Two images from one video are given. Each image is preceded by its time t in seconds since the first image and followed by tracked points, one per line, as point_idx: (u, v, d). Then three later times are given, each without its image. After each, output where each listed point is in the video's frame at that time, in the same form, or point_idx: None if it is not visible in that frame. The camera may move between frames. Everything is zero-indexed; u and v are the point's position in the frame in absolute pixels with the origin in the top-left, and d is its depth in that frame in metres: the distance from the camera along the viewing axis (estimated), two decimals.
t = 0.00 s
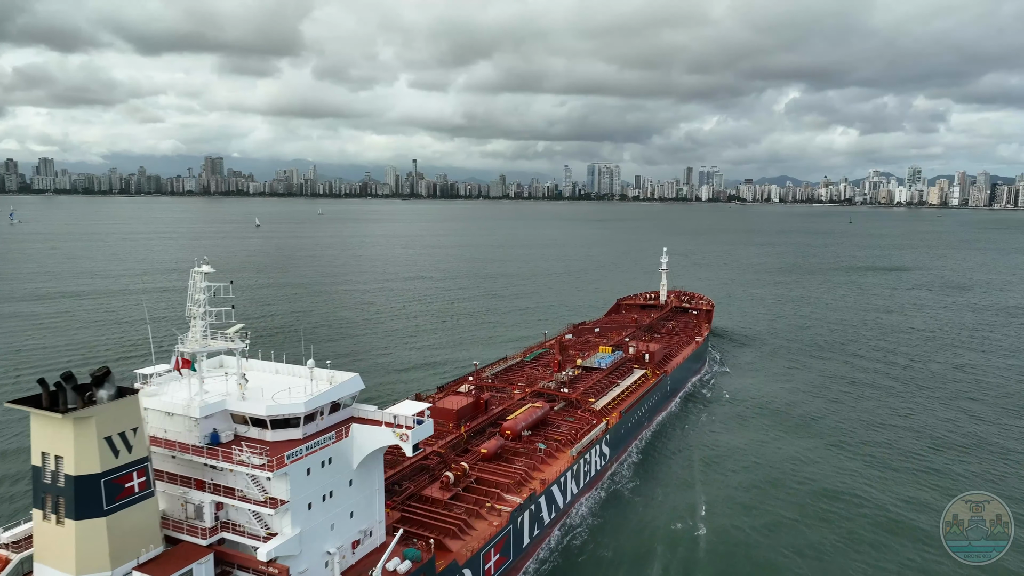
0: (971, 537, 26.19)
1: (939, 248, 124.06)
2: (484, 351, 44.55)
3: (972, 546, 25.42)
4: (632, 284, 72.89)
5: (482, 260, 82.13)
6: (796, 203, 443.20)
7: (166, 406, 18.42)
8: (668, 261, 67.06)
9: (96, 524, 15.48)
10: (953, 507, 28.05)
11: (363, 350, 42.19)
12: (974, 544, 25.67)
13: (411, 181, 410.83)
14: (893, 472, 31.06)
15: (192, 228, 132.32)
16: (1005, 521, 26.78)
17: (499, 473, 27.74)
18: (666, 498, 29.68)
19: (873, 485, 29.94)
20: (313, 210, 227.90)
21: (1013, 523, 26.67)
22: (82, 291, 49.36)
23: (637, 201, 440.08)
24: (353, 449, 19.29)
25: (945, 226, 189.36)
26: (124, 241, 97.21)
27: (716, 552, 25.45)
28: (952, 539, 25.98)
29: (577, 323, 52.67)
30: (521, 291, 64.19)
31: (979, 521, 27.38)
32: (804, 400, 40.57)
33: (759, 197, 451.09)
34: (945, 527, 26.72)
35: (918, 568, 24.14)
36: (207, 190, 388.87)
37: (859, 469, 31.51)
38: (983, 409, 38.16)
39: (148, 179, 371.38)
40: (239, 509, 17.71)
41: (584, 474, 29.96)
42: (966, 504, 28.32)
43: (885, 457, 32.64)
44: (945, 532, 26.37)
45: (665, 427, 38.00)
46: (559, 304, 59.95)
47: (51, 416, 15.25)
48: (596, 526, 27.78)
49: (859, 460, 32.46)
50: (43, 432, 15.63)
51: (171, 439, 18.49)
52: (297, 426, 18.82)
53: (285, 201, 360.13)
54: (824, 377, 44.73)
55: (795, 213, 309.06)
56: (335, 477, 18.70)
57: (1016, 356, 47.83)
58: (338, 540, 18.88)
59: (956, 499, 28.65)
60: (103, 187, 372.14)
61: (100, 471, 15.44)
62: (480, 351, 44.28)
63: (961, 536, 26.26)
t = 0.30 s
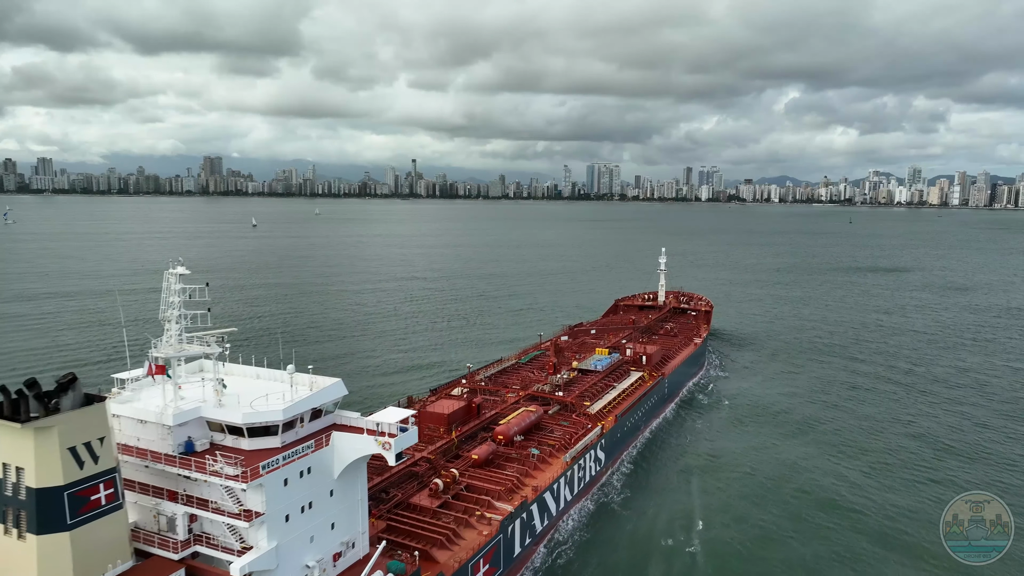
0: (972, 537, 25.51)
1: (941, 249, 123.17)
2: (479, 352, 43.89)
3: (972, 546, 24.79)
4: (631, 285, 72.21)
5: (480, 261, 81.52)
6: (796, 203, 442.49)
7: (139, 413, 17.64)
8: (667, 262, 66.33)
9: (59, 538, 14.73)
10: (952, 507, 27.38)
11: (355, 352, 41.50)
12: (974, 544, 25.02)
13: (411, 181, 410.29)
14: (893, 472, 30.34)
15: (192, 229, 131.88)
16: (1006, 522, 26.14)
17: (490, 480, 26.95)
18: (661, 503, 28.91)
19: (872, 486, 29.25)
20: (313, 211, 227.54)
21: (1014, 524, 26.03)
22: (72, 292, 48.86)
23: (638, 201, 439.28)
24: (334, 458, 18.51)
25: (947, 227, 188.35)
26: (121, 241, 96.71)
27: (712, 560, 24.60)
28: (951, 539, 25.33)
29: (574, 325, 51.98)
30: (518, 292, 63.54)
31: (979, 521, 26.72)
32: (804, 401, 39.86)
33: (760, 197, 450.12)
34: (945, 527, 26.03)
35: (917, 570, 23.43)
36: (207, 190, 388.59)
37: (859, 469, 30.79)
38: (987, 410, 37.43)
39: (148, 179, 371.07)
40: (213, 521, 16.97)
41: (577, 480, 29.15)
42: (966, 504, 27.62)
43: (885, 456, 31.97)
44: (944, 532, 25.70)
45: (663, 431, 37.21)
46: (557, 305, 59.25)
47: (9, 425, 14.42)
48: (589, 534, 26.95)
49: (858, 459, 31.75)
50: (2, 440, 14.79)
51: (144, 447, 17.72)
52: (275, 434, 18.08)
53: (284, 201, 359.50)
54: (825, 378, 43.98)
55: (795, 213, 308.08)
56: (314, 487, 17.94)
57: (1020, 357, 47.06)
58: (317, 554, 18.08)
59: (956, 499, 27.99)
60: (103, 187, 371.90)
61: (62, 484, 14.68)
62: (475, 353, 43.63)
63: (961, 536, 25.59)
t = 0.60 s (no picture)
0: (972, 537, 25.62)
1: (941, 250, 122.71)
2: (474, 355, 43.30)
3: (972, 546, 24.87)
4: (629, 286, 71.60)
5: (476, 262, 80.69)
6: (796, 203, 441.80)
7: (108, 423, 16.84)
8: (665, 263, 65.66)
9: (16, 556, 13.87)
10: (952, 507, 27.53)
11: (347, 355, 40.82)
12: (974, 544, 25.12)
13: (411, 181, 409.63)
14: (894, 478, 29.93)
15: (187, 229, 130.92)
16: (1006, 521, 26.27)
17: (481, 488, 26.19)
18: (658, 511, 28.18)
19: (872, 491, 28.84)
20: (310, 211, 226.14)
21: (1014, 523, 26.15)
22: (61, 295, 48.10)
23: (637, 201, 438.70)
24: (313, 468, 17.75)
25: (945, 228, 188.04)
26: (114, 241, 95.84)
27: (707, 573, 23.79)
28: (951, 538, 25.43)
29: (571, 326, 51.28)
30: (515, 293, 62.88)
31: (979, 521, 26.86)
32: (804, 405, 39.35)
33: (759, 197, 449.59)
34: (945, 527, 26.10)
35: None
36: (206, 190, 387.74)
37: (858, 475, 30.31)
38: (987, 413, 37.11)
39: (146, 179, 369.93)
40: (185, 536, 16.21)
41: (571, 488, 28.40)
42: (966, 504, 27.74)
43: (886, 461, 31.59)
44: (944, 532, 25.81)
45: (659, 436, 36.50)
46: (554, 307, 58.62)
47: None
48: (582, 544, 26.21)
49: (858, 464, 31.33)
50: None
51: (114, 458, 16.94)
52: (251, 444, 17.33)
53: (283, 202, 358.62)
54: (824, 381, 43.51)
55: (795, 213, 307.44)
56: (292, 499, 17.20)
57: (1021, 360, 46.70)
58: (296, 568, 17.35)
59: (956, 499, 28.13)
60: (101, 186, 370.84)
61: (20, 499, 13.86)
62: (470, 355, 43.03)
63: (960, 536, 25.68)
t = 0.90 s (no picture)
0: (972, 537, 25.78)
1: (942, 251, 122.28)
2: (470, 358, 42.64)
3: (972, 547, 24.98)
4: (627, 287, 71.01)
5: (472, 263, 79.86)
6: (796, 204, 440.98)
7: (76, 433, 16.04)
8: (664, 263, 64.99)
9: None
10: (952, 507, 27.69)
11: (339, 358, 40.11)
12: (975, 544, 25.24)
13: (411, 181, 409.00)
14: (895, 485, 29.48)
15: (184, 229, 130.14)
16: (1005, 521, 26.41)
17: (473, 496, 25.40)
18: (654, 521, 27.44)
19: (875, 498, 28.43)
20: (307, 211, 224.80)
21: (1013, 523, 26.30)
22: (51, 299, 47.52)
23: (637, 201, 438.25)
24: (292, 481, 16.97)
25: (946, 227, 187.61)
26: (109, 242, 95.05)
27: None
28: (951, 539, 25.53)
29: (568, 328, 50.57)
30: (512, 294, 62.25)
31: (979, 521, 26.99)
32: (804, 408, 38.84)
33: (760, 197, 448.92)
34: (945, 527, 26.23)
35: None
36: (205, 191, 387.19)
37: (859, 482, 29.80)
38: (990, 416, 36.70)
39: (146, 179, 369.27)
40: (154, 552, 15.41)
41: (565, 496, 27.62)
42: (966, 504, 27.94)
43: (887, 467, 31.13)
44: (945, 532, 25.91)
45: (657, 441, 35.70)
46: (551, 308, 58.02)
47: None
48: (577, 555, 25.39)
49: (859, 470, 30.93)
50: None
51: (82, 471, 16.14)
52: (227, 455, 16.55)
53: (283, 202, 357.86)
54: (825, 384, 42.99)
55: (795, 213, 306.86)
56: (269, 513, 16.41)
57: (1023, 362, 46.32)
58: None
59: (956, 499, 28.29)
60: (100, 187, 370.11)
61: None
62: (466, 358, 42.40)
63: (961, 536, 25.81)
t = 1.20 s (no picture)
0: (971, 537, 25.89)
1: (942, 251, 121.80)
2: (466, 360, 42.09)
3: (971, 547, 25.14)
4: (626, 288, 70.44)
5: (470, 264, 79.17)
6: (796, 203, 440.16)
7: (44, 443, 15.29)
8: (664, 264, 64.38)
9: None
10: (953, 507, 27.66)
11: (332, 361, 39.44)
12: (974, 544, 25.39)
13: (410, 181, 408.10)
14: (897, 489, 29.11)
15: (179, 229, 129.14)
16: (1005, 521, 26.46)
17: (466, 504, 24.65)
18: (653, 530, 26.75)
19: (876, 502, 28.17)
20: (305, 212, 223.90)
21: (1013, 523, 26.37)
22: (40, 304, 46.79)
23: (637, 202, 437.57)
24: (271, 492, 16.22)
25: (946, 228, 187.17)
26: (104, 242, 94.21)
27: None
28: (951, 539, 25.64)
29: (566, 330, 49.87)
30: (509, 296, 61.63)
31: (979, 521, 27.00)
32: (804, 411, 38.42)
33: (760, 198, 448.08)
34: (944, 527, 26.35)
35: None
36: (204, 191, 386.29)
37: (861, 488, 29.36)
38: (991, 418, 36.45)
39: (144, 179, 368.05)
40: (124, 568, 14.64)
41: (561, 504, 26.88)
42: (966, 504, 27.90)
43: (887, 471, 30.73)
44: (944, 532, 26.01)
45: (656, 446, 34.99)
46: (549, 310, 57.46)
47: None
48: (573, 565, 24.68)
49: (860, 474, 30.56)
50: None
51: (49, 482, 15.36)
52: (203, 466, 15.78)
53: (282, 203, 356.90)
54: (825, 385, 42.60)
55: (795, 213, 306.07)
56: (247, 525, 15.65)
57: None
58: None
59: (956, 499, 28.29)
60: (99, 187, 368.89)
61: None
62: (462, 361, 41.85)
63: (960, 536, 25.92)
